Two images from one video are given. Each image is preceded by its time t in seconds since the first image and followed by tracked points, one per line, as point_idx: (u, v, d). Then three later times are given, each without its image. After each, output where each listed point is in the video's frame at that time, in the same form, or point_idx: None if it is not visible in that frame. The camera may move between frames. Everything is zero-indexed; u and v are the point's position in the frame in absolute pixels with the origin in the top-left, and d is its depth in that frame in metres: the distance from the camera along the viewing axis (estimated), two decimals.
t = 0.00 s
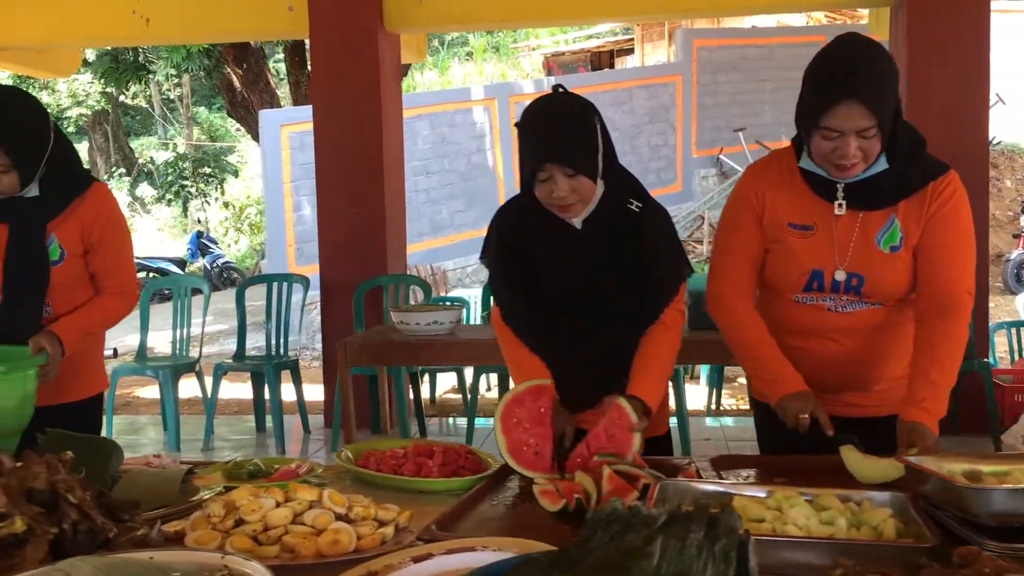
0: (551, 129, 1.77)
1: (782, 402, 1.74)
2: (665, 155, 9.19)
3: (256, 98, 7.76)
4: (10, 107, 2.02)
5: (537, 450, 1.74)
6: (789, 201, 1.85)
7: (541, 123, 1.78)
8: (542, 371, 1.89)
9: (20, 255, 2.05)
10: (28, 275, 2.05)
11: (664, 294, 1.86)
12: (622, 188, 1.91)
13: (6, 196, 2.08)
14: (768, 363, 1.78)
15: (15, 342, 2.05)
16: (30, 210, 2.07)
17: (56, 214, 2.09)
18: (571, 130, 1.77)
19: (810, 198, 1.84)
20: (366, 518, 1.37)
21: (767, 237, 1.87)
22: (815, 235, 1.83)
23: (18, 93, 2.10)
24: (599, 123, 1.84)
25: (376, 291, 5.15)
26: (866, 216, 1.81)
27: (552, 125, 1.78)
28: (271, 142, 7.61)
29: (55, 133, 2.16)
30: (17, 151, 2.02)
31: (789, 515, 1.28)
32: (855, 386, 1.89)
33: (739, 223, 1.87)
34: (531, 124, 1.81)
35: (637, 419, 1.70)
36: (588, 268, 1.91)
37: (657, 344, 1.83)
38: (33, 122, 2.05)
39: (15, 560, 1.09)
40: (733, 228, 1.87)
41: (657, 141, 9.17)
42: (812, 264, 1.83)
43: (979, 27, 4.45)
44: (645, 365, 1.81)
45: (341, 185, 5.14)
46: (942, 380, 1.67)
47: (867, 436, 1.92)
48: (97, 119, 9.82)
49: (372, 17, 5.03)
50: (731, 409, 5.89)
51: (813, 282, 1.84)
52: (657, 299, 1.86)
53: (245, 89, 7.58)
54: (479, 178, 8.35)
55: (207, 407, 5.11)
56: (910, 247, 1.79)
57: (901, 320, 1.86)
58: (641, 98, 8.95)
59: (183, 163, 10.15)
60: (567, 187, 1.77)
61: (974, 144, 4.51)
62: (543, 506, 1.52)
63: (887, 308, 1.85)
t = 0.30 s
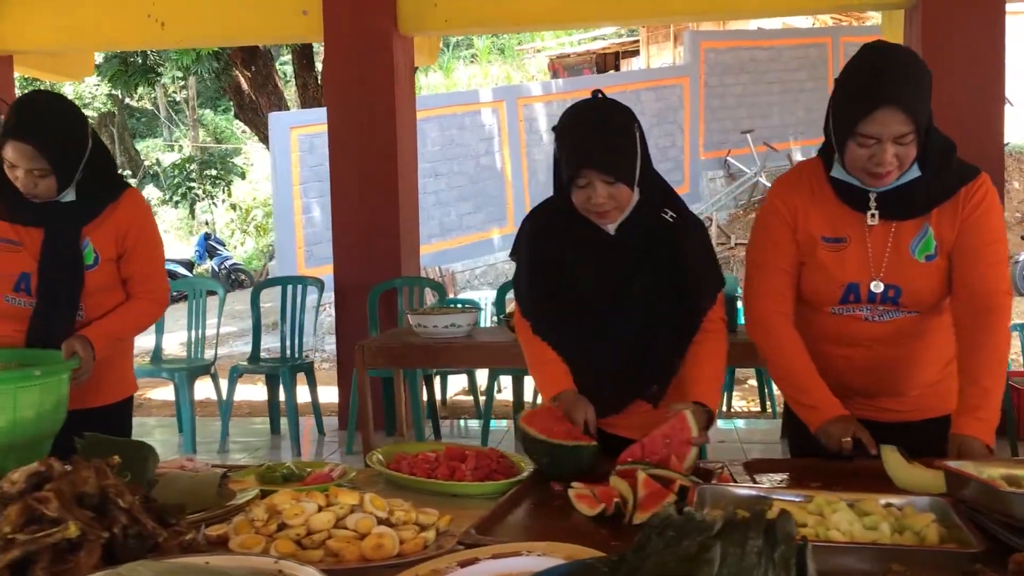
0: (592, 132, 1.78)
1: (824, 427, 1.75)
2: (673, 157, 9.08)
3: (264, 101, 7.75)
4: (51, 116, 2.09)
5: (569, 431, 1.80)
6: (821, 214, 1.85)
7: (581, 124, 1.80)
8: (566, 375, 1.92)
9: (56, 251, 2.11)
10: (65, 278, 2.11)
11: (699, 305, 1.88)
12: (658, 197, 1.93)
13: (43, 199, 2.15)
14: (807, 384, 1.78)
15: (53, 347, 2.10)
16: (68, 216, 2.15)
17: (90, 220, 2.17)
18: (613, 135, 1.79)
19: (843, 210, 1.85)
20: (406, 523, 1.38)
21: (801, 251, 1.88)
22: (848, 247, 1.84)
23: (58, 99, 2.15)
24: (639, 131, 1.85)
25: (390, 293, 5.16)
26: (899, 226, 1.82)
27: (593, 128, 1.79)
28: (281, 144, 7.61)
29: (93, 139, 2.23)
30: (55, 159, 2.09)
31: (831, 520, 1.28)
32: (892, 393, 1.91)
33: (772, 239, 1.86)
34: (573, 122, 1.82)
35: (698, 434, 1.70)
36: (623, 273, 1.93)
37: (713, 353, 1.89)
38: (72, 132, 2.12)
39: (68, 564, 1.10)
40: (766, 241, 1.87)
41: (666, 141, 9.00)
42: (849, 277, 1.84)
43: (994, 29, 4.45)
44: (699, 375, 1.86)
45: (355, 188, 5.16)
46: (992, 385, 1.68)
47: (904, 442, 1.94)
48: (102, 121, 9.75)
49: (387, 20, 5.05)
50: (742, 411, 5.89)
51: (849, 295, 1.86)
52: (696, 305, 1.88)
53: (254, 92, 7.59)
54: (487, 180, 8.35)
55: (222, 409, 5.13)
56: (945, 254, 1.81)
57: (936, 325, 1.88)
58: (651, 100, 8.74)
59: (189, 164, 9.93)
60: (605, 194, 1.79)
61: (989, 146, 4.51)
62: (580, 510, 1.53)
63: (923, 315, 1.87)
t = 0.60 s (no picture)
0: (627, 137, 1.91)
1: (863, 450, 1.72)
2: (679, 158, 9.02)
3: (273, 103, 7.77)
4: (81, 126, 2.12)
5: (588, 443, 1.79)
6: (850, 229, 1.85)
7: (614, 130, 1.92)
8: (599, 367, 1.97)
9: (82, 267, 2.16)
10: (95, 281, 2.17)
11: (725, 303, 1.95)
12: (688, 199, 2.00)
13: (76, 206, 2.20)
14: (842, 407, 1.77)
15: (83, 351, 2.16)
16: (101, 219, 2.19)
17: (121, 223, 2.22)
18: (646, 138, 1.90)
19: (869, 224, 1.86)
20: (444, 526, 1.39)
21: (831, 266, 1.87)
22: (879, 262, 1.85)
23: (89, 107, 2.19)
24: (672, 137, 1.95)
25: (404, 295, 5.18)
26: (928, 238, 1.84)
27: (627, 134, 1.91)
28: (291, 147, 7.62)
29: (124, 145, 2.27)
30: (87, 167, 2.13)
31: (869, 523, 1.29)
32: (927, 400, 1.94)
33: (804, 257, 1.84)
34: (607, 127, 1.95)
35: (725, 436, 1.70)
36: (655, 272, 2.00)
37: (733, 357, 1.94)
38: (102, 140, 2.16)
39: (118, 566, 1.11)
40: (795, 258, 1.85)
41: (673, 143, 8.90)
42: (882, 293, 1.85)
43: (1007, 32, 4.45)
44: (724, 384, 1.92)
45: (370, 192, 5.17)
46: None
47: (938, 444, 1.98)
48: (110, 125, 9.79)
49: (401, 24, 5.06)
50: (754, 413, 5.88)
51: (883, 309, 1.87)
52: (731, 305, 1.95)
53: (262, 94, 7.61)
54: (496, 181, 8.35)
55: (237, 411, 5.15)
56: (976, 263, 1.84)
57: (967, 331, 1.91)
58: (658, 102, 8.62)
59: (197, 166, 9.98)
60: (641, 195, 1.89)
61: (1003, 148, 4.51)
62: (613, 513, 1.54)
63: (954, 322, 1.90)
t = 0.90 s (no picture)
0: (658, 137, 1.92)
1: (909, 428, 1.74)
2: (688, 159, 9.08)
3: (281, 104, 7.77)
4: (111, 130, 2.15)
5: (623, 435, 1.79)
6: (882, 228, 1.86)
7: (646, 130, 1.94)
8: (633, 365, 1.97)
9: (115, 271, 2.20)
10: (124, 280, 2.20)
11: (753, 305, 1.98)
12: (717, 200, 2.03)
13: (106, 208, 2.22)
14: (887, 388, 1.77)
15: (111, 351, 2.19)
16: (131, 219, 2.22)
17: (148, 224, 2.23)
18: (677, 138, 1.92)
19: (900, 223, 1.86)
20: (480, 524, 1.39)
21: (863, 266, 1.88)
22: (912, 260, 1.86)
23: (121, 112, 2.22)
24: (703, 136, 1.97)
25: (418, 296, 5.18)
26: (962, 236, 1.85)
27: (658, 134, 1.93)
28: (300, 147, 7.62)
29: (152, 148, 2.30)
30: (117, 171, 2.16)
31: (908, 523, 1.29)
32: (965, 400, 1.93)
33: (835, 257, 1.86)
34: (638, 127, 1.96)
35: (749, 448, 1.70)
36: (684, 272, 2.03)
37: (756, 357, 1.95)
38: (131, 144, 2.19)
39: (164, 564, 1.12)
40: (826, 258, 1.86)
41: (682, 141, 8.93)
42: (917, 292, 1.86)
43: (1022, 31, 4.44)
44: (745, 382, 1.91)
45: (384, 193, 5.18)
46: None
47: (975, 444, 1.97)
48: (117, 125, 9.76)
49: (415, 24, 5.07)
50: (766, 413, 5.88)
51: (917, 309, 1.88)
52: (758, 309, 1.98)
53: (271, 95, 7.62)
54: (504, 182, 8.33)
55: (251, 412, 5.15)
56: (1010, 260, 1.85)
57: (1004, 330, 1.91)
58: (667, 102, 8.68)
59: (203, 167, 10.10)
60: (672, 194, 1.91)
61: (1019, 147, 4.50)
62: (647, 512, 1.55)
63: (990, 321, 1.90)
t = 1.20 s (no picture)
0: (684, 133, 1.94)
1: (936, 383, 1.76)
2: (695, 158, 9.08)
3: (287, 104, 7.77)
4: (133, 128, 2.16)
5: (647, 434, 1.80)
6: (911, 214, 1.88)
7: (673, 126, 1.96)
8: (655, 365, 1.96)
9: (136, 265, 2.20)
10: (147, 279, 2.20)
11: (776, 301, 1.99)
12: (741, 197, 2.04)
13: (128, 206, 2.23)
14: (911, 350, 1.79)
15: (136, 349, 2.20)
16: (153, 215, 2.23)
17: (170, 221, 2.24)
18: (705, 135, 1.93)
19: (931, 210, 1.87)
20: (515, 521, 1.40)
21: (890, 251, 1.90)
22: (941, 248, 1.87)
23: (141, 108, 2.23)
24: (730, 133, 1.98)
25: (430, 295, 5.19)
26: (992, 226, 1.85)
27: (685, 130, 1.94)
28: (307, 147, 7.63)
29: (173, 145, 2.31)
30: (139, 168, 2.17)
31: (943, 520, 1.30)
32: (988, 396, 1.93)
33: (863, 240, 1.88)
34: (665, 123, 1.98)
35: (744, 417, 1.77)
36: (708, 268, 2.03)
37: (778, 356, 1.96)
38: (153, 141, 2.19)
39: (210, 560, 1.13)
40: (854, 238, 1.89)
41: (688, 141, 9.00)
42: (943, 279, 1.87)
43: None
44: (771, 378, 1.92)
45: (395, 193, 5.19)
46: None
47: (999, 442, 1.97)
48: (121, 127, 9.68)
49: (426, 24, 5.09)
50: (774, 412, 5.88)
51: (942, 297, 1.89)
52: (780, 306, 1.99)
53: (277, 95, 7.62)
54: (511, 182, 8.31)
55: (263, 411, 5.16)
56: None
57: None
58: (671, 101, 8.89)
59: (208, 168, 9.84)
60: (699, 189, 1.93)
61: None
62: (678, 510, 1.55)
63: (1016, 316, 1.89)
